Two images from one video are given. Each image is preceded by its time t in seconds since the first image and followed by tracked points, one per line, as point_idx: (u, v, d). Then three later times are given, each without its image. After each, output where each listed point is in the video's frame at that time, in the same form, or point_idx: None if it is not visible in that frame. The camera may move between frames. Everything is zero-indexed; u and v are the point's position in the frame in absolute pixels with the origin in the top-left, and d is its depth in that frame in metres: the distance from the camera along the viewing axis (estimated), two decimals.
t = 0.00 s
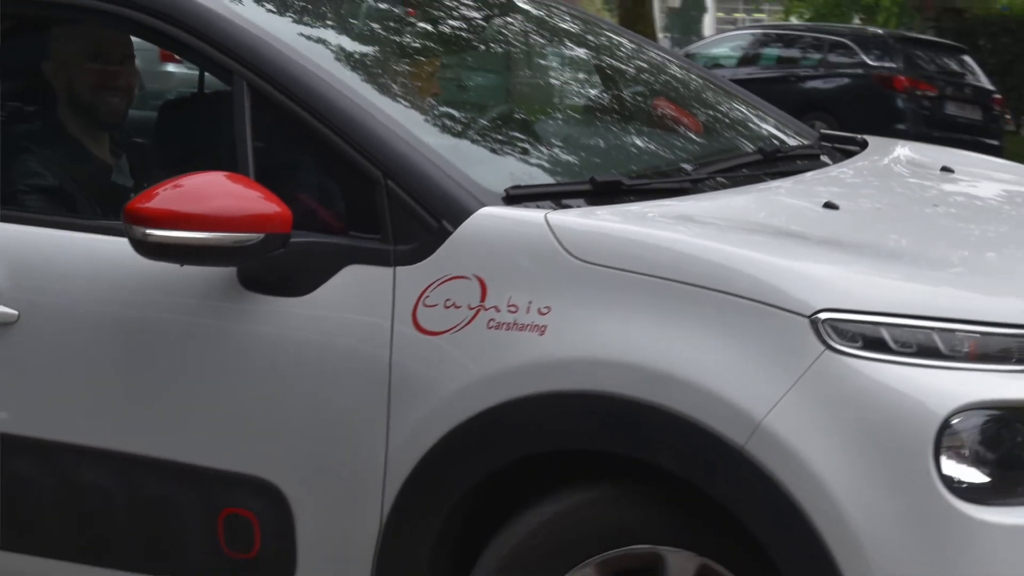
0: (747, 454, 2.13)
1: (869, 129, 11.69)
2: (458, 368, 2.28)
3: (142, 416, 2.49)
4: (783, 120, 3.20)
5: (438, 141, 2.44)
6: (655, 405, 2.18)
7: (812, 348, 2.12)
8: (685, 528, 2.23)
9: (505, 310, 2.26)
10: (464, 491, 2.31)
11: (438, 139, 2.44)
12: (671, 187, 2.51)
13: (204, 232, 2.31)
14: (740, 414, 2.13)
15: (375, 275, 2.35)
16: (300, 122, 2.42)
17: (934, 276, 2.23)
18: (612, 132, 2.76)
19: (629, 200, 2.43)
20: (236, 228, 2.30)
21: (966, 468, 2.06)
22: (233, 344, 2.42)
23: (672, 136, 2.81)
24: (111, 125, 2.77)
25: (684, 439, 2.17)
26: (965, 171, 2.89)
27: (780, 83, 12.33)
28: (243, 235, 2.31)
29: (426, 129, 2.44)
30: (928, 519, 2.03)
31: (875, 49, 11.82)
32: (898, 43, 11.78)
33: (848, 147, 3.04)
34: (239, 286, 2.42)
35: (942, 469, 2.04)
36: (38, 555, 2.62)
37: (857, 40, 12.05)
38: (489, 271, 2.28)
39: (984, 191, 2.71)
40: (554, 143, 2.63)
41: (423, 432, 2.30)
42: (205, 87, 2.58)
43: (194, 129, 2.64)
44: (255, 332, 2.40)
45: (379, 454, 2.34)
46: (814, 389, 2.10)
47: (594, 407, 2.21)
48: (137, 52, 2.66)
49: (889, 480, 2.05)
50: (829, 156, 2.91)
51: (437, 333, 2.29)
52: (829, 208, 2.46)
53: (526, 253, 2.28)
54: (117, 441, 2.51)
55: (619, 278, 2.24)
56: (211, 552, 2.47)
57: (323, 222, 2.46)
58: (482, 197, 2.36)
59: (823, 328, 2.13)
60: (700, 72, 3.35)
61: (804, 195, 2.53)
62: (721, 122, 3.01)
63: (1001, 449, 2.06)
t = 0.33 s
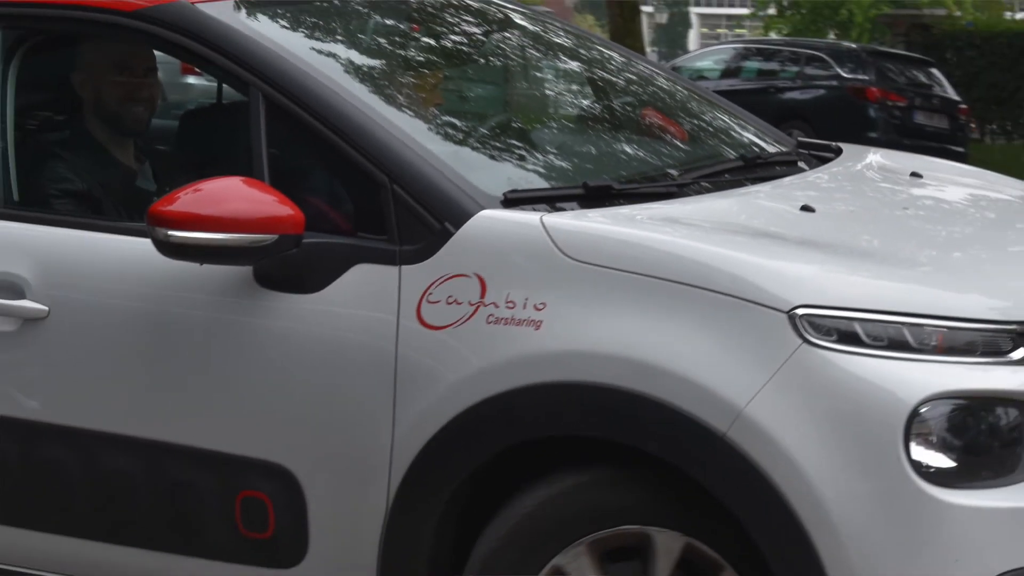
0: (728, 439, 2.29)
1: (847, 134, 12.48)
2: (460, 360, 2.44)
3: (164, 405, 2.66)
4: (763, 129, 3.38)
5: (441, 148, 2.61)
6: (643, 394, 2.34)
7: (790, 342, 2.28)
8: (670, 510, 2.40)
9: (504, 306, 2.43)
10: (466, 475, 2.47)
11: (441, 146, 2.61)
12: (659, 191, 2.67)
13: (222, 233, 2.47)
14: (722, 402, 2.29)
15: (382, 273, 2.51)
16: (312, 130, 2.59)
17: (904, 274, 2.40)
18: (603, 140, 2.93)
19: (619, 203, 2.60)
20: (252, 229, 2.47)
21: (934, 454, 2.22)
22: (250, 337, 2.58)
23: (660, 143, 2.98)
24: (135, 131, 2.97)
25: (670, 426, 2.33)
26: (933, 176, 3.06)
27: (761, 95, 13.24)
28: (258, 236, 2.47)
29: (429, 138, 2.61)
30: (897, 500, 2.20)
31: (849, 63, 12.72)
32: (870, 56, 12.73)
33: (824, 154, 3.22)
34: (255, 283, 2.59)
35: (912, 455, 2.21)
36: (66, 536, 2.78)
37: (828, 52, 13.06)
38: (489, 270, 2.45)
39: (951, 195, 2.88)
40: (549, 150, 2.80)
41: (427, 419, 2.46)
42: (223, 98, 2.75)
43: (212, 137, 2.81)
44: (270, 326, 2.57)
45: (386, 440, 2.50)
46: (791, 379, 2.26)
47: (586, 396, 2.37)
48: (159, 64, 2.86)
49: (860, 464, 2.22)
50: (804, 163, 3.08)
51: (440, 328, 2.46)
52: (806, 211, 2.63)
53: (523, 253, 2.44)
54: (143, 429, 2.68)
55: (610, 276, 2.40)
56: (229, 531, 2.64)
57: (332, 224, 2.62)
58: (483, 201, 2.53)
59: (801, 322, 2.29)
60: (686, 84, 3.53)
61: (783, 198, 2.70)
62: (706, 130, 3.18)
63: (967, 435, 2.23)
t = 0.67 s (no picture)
0: (713, 427, 2.45)
1: (825, 144, 13.73)
2: (461, 353, 2.60)
3: (183, 397, 2.82)
4: (745, 137, 3.55)
5: (443, 154, 2.77)
6: (632, 385, 2.50)
7: (770, 336, 2.44)
8: (658, 493, 2.56)
9: (502, 303, 2.59)
10: (467, 461, 2.63)
11: (443, 152, 2.78)
12: (648, 195, 2.84)
13: (237, 234, 2.63)
14: (706, 392, 2.45)
15: (388, 272, 2.68)
16: (323, 138, 2.76)
17: (878, 272, 2.56)
18: (595, 147, 3.10)
19: (611, 206, 2.77)
20: (265, 230, 2.63)
21: (905, 441, 2.39)
22: (264, 332, 2.75)
23: (649, 150, 3.15)
24: (156, 139, 3.15)
25: (657, 414, 2.49)
26: (905, 181, 3.25)
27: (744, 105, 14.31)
28: (271, 237, 2.63)
29: (432, 144, 2.78)
30: (869, 483, 2.36)
31: (826, 74, 13.85)
32: (845, 69, 13.74)
33: (802, 161, 3.39)
34: (268, 281, 2.75)
35: (885, 442, 2.37)
36: (91, 521, 2.95)
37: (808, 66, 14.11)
38: (488, 269, 2.61)
39: (921, 199, 3.06)
40: (544, 156, 2.97)
41: (431, 409, 2.62)
42: (239, 107, 2.92)
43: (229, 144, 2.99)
44: (283, 322, 2.73)
45: (392, 429, 2.67)
46: (770, 370, 2.43)
47: (579, 387, 2.53)
48: (179, 76, 3.02)
49: (836, 450, 2.38)
50: (784, 168, 3.26)
51: (443, 323, 2.62)
52: (786, 214, 2.80)
53: (520, 252, 2.60)
54: (165, 419, 2.84)
55: (601, 275, 2.56)
56: (244, 514, 2.81)
57: (341, 226, 2.79)
58: (483, 203, 2.69)
59: (780, 318, 2.45)
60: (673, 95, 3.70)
61: (765, 202, 2.87)
62: (692, 138, 3.35)
63: (936, 423, 2.39)
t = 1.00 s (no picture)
0: (700, 417, 2.61)
1: (802, 147, 14.25)
2: (463, 347, 2.77)
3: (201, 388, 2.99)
4: (730, 144, 3.72)
5: (445, 159, 2.94)
6: (624, 376, 2.66)
7: (753, 331, 2.60)
8: (648, 478, 2.73)
9: (501, 300, 2.75)
10: (469, 448, 2.79)
11: (445, 158, 2.95)
12: (639, 199, 3.01)
13: (251, 235, 2.79)
14: (692, 384, 2.61)
15: (394, 270, 2.84)
16: (333, 144, 2.94)
17: (855, 271, 2.73)
18: (588, 153, 3.27)
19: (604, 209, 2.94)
20: (277, 231, 2.79)
21: (879, 429, 2.55)
22: (277, 327, 2.91)
23: (639, 156, 3.32)
24: (175, 145, 3.32)
25: (647, 404, 2.65)
26: (880, 184, 3.42)
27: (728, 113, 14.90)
28: (283, 238, 2.79)
29: (435, 150, 2.95)
30: (846, 469, 2.51)
31: (805, 84, 14.45)
32: (824, 80, 14.43)
33: (783, 166, 3.57)
34: (281, 279, 2.92)
35: (862, 431, 2.53)
36: (114, 506, 3.12)
37: (790, 75, 14.71)
38: (488, 267, 2.77)
39: (895, 202, 3.24)
40: (540, 161, 3.14)
41: (434, 399, 2.79)
42: (252, 116, 3.09)
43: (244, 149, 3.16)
44: (295, 318, 2.90)
45: (398, 418, 2.83)
46: (753, 363, 2.58)
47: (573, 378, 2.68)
48: (197, 86, 3.18)
49: (815, 437, 2.53)
50: (766, 173, 3.43)
51: (446, 319, 2.78)
52: (769, 216, 2.97)
53: (518, 252, 2.77)
54: (184, 409, 3.01)
55: (595, 273, 2.71)
56: (258, 499, 2.97)
57: (349, 227, 2.95)
58: (483, 206, 2.86)
59: (763, 314, 2.61)
60: (662, 104, 3.86)
61: (748, 205, 3.04)
62: (680, 145, 3.52)
63: (910, 413, 2.55)
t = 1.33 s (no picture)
0: (688, 408, 2.75)
1: (789, 153, 15.44)
2: (464, 342, 2.93)
3: (216, 381, 3.15)
4: (716, 150, 3.90)
5: (447, 164, 3.11)
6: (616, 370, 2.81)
7: (738, 326, 2.74)
8: (639, 465, 2.89)
9: (500, 297, 2.91)
10: (470, 438, 2.95)
11: (447, 163, 3.12)
12: (631, 202, 3.17)
13: (263, 235, 2.96)
14: (680, 376, 2.76)
15: (399, 269, 3.01)
16: (341, 150, 3.11)
17: (834, 270, 2.89)
18: (582, 158, 3.44)
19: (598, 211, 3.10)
20: (288, 232, 2.95)
21: (857, 420, 2.69)
22: (289, 323, 3.08)
23: (630, 162, 3.49)
24: (192, 151, 3.49)
25: (638, 396, 2.79)
26: (857, 188, 3.59)
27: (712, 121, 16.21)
28: (293, 238, 2.96)
29: (437, 156, 3.12)
30: (826, 457, 2.65)
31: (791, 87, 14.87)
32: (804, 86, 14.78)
33: (767, 171, 3.74)
34: (292, 278, 3.09)
35: (841, 421, 2.67)
36: (135, 493, 3.29)
37: (774, 86, 15.93)
38: (488, 266, 2.93)
39: (872, 204, 3.42)
40: (537, 166, 3.30)
41: (437, 390, 2.95)
42: (264, 123, 3.27)
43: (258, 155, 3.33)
44: (305, 314, 3.07)
45: (403, 409, 2.99)
46: (738, 356, 2.72)
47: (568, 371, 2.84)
48: (213, 95, 3.36)
49: (797, 426, 2.67)
50: (751, 178, 3.61)
51: (447, 315, 2.95)
52: (753, 218, 3.13)
53: (516, 252, 2.93)
54: (200, 401, 3.17)
55: (588, 272, 2.87)
56: (270, 485, 3.14)
57: (356, 228, 3.12)
58: (483, 208, 3.03)
59: (747, 310, 2.75)
60: (651, 112, 4.03)
61: (734, 208, 3.20)
62: (669, 151, 3.69)
63: (886, 404, 2.70)
